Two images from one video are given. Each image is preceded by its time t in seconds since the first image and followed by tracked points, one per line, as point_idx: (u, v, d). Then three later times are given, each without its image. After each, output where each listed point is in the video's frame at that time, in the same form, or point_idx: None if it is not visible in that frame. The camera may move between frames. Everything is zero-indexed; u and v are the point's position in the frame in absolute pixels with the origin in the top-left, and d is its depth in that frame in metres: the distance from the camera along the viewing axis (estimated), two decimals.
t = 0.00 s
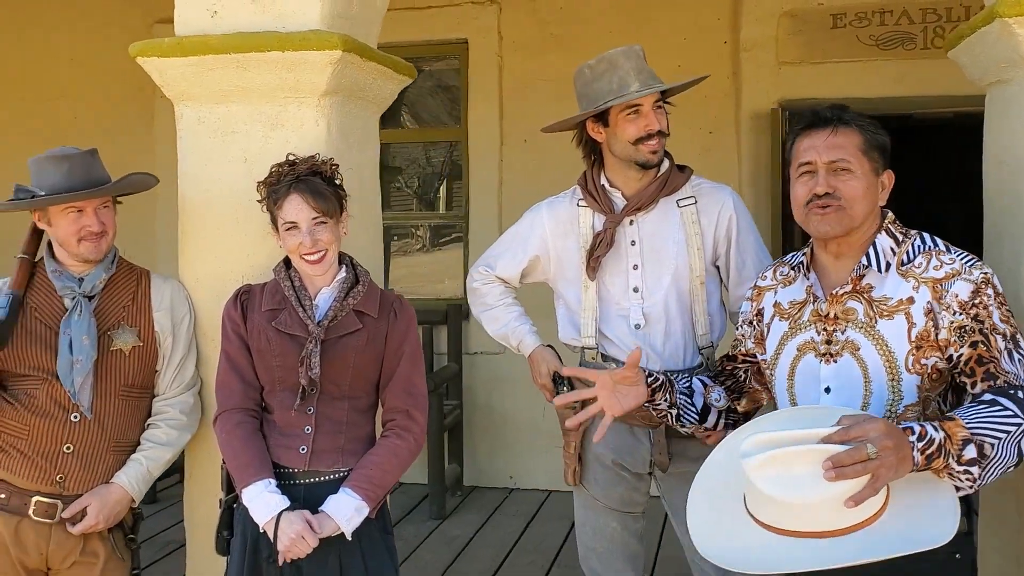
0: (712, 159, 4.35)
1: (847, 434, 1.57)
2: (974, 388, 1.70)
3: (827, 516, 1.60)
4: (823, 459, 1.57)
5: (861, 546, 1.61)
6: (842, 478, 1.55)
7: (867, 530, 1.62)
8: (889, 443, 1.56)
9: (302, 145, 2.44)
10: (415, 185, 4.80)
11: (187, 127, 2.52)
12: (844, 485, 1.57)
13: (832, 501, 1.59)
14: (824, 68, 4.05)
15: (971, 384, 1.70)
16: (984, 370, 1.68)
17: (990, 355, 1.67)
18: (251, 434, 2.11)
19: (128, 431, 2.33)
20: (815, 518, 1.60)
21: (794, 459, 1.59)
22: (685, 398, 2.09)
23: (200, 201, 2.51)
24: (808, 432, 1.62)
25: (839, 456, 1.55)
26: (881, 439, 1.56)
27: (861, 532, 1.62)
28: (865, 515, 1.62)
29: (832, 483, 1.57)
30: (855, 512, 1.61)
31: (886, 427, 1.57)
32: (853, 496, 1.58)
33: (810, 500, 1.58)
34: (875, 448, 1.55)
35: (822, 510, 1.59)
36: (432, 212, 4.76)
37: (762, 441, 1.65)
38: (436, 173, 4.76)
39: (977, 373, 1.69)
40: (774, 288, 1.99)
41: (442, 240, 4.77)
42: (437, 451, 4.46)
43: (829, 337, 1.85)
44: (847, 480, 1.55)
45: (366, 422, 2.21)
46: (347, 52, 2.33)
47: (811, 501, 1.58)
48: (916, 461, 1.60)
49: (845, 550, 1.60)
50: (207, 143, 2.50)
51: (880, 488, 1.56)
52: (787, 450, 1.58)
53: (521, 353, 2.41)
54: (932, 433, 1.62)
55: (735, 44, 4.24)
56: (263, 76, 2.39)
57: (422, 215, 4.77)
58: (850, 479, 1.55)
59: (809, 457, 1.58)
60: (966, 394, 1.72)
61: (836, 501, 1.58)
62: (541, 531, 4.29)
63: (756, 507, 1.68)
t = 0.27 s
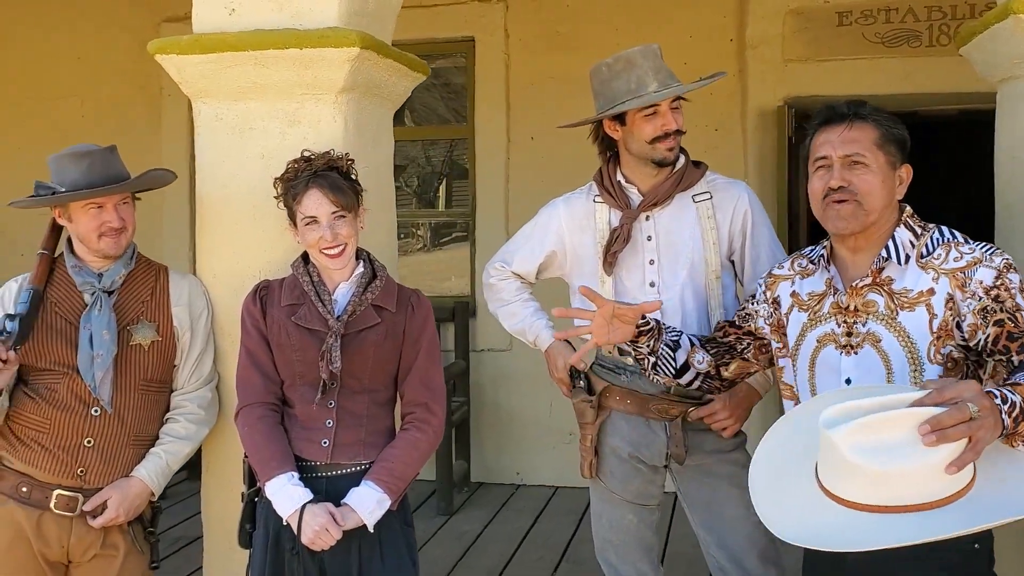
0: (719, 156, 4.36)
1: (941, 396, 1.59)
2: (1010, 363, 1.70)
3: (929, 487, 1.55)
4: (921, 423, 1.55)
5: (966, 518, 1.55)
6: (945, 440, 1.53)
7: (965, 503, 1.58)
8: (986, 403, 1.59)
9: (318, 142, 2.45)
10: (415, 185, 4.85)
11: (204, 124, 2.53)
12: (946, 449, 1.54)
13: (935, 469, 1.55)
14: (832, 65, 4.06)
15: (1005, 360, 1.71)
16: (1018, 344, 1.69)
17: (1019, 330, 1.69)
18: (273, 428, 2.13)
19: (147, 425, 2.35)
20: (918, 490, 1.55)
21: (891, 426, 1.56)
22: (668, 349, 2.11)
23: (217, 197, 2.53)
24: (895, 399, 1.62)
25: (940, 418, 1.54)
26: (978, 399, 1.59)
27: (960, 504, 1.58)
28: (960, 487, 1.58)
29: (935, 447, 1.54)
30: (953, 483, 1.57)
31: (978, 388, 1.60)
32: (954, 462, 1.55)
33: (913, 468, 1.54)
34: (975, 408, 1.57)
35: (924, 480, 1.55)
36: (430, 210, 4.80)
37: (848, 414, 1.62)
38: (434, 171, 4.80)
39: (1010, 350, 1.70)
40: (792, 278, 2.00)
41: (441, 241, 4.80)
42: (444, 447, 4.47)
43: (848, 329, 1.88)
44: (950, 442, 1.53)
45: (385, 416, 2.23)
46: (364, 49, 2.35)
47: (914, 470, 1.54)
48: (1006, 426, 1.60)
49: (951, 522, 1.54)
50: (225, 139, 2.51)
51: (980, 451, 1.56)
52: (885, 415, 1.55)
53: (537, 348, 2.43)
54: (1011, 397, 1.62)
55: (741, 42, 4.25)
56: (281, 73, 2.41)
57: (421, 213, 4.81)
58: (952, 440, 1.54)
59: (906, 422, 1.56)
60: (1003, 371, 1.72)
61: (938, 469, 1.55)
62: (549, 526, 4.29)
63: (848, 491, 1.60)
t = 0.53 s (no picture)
0: (719, 155, 4.36)
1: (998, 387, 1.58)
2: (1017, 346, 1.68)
3: (994, 482, 1.54)
4: (981, 417, 1.54)
5: None
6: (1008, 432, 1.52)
7: None
8: None
9: (322, 142, 2.46)
10: (414, 184, 4.86)
11: (207, 124, 2.54)
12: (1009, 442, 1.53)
13: (999, 463, 1.54)
14: (833, 64, 4.06)
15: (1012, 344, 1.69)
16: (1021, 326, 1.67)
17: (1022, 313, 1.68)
18: (279, 427, 2.13)
19: (152, 425, 2.35)
20: (983, 486, 1.54)
21: (950, 422, 1.55)
22: (657, 329, 2.15)
23: (221, 197, 2.53)
24: (948, 395, 1.61)
25: (999, 411, 1.53)
26: None
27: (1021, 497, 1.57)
28: None
29: (997, 441, 1.53)
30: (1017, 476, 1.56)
31: None
32: (1017, 454, 1.54)
33: (979, 464, 1.53)
34: None
35: (989, 475, 1.53)
36: (428, 210, 4.81)
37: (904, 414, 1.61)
38: (433, 170, 4.80)
39: (1015, 333, 1.68)
40: (795, 273, 2.00)
41: (440, 240, 4.80)
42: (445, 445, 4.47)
43: (855, 327, 1.89)
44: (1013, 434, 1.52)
45: (391, 414, 2.23)
46: (368, 49, 2.35)
47: (979, 466, 1.53)
48: None
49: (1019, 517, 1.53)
50: (228, 139, 2.52)
51: None
52: (944, 411, 1.54)
53: (542, 347, 2.45)
54: None
55: (742, 41, 4.25)
56: (284, 73, 2.41)
57: (421, 212, 4.82)
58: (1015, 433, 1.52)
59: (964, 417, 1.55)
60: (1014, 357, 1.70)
61: (1002, 462, 1.53)
62: (550, 525, 4.30)
63: (911, 493, 1.58)
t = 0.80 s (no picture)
0: (712, 155, 4.37)
1: (970, 385, 1.57)
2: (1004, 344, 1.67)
3: (968, 479, 1.54)
4: (953, 416, 1.54)
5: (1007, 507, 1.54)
6: (980, 430, 1.52)
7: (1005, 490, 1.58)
8: (1014, 388, 1.56)
9: (314, 142, 2.45)
10: (408, 182, 4.83)
11: (199, 124, 2.53)
12: (982, 439, 1.53)
13: (972, 460, 1.54)
14: (826, 64, 4.07)
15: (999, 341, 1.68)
16: (1007, 322, 1.66)
17: (1008, 309, 1.68)
18: (273, 427, 2.12)
19: (143, 425, 2.35)
20: (957, 484, 1.54)
21: (923, 422, 1.55)
22: (662, 320, 2.11)
23: (213, 196, 2.53)
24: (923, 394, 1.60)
25: (971, 409, 1.53)
26: (1005, 385, 1.57)
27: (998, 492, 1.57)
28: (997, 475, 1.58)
29: (970, 439, 1.53)
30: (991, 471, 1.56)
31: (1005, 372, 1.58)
32: (990, 451, 1.55)
33: (951, 462, 1.53)
34: (1005, 394, 1.55)
35: (962, 473, 1.54)
36: (424, 209, 4.80)
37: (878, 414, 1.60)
38: (427, 169, 4.79)
39: (1001, 329, 1.67)
40: (789, 270, 2.01)
41: (435, 238, 4.80)
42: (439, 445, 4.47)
43: (847, 326, 1.90)
44: (985, 431, 1.52)
45: (385, 415, 2.23)
46: (361, 48, 2.35)
47: (951, 464, 1.53)
48: None
49: (994, 514, 1.53)
50: (221, 138, 2.51)
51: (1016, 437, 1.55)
52: (915, 412, 1.54)
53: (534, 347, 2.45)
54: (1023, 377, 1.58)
55: (735, 41, 4.26)
56: (277, 72, 2.41)
57: (416, 211, 4.81)
58: (987, 430, 1.53)
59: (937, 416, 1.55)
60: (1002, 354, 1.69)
61: (975, 459, 1.54)
62: (543, 525, 4.30)
63: (888, 492, 1.58)
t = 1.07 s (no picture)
0: (701, 154, 4.37)
1: (898, 401, 1.60)
2: (989, 348, 1.71)
3: (893, 491, 1.58)
4: (878, 431, 1.57)
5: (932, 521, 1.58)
6: (902, 446, 1.55)
7: (934, 503, 1.61)
8: (941, 405, 1.58)
9: (300, 140, 2.44)
10: (399, 180, 4.81)
11: (184, 121, 2.51)
12: (905, 454, 1.57)
13: (896, 474, 1.57)
14: (815, 63, 4.07)
15: (983, 345, 1.72)
16: (991, 328, 1.70)
17: (990, 313, 1.70)
18: (260, 428, 2.10)
19: (127, 425, 2.33)
20: (881, 496, 1.58)
21: (849, 436, 1.58)
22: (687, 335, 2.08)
23: (198, 195, 2.51)
24: (856, 408, 1.63)
25: (894, 426, 1.56)
26: (934, 402, 1.58)
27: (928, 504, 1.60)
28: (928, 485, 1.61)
29: (893, 454, 1.56)
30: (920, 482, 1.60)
31: (936, 389, 1.60)
32: (915, 464, 1.58)
33: (874, 475, 1.57)
34: (930, 411, 1.57)
35: (887, 485, 1.57)
36: (415, 207, 4.78)
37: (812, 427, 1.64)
38: (417, 167, 4.77)
39: (985, 334, 1.71)
40: (773, 275, 2.00)
41: (425, 237, 4.78)
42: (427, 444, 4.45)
43: (832, 327, 1.89)
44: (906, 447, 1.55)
45: (372, 415, 2.22)
46: (347, 45, 2.33)
47: (875, 478, 1.57)
48: (974, 417, 1.60)
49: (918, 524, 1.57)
50: (206, 136, 2.49)
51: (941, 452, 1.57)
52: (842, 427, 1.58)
53: (521, 346, 2.44)
54: (979, 388, 1.62)
55: (725, 39, 4.25)
56: (262, 70, 2.39)
57: (406, 209, 4.78)
58: (909, 446, 1.56)
59: (864, 431, 1.58)
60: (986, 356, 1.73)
61: (898, 472, 1.57)
62: (532, 524, 4.29)
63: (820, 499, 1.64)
